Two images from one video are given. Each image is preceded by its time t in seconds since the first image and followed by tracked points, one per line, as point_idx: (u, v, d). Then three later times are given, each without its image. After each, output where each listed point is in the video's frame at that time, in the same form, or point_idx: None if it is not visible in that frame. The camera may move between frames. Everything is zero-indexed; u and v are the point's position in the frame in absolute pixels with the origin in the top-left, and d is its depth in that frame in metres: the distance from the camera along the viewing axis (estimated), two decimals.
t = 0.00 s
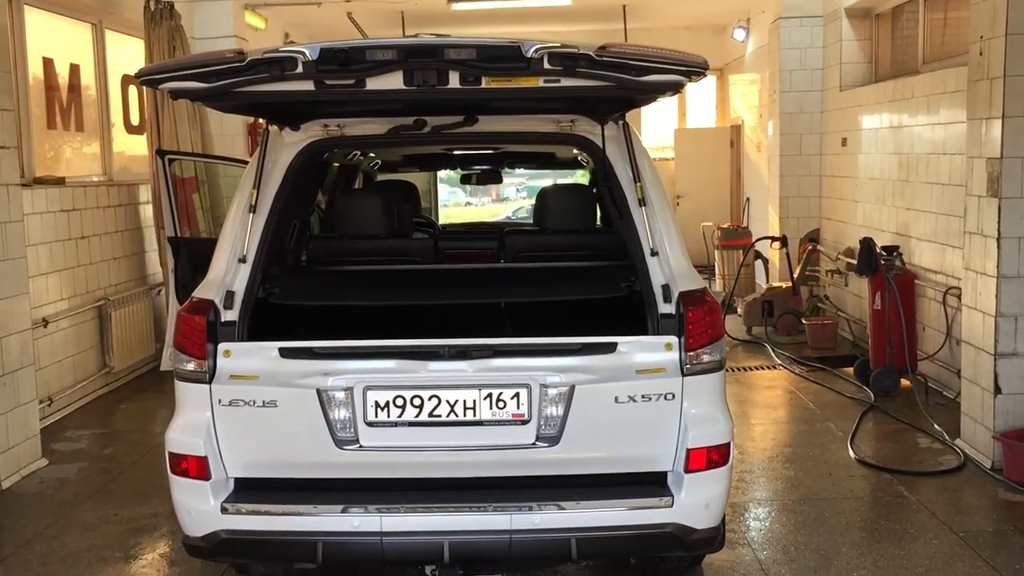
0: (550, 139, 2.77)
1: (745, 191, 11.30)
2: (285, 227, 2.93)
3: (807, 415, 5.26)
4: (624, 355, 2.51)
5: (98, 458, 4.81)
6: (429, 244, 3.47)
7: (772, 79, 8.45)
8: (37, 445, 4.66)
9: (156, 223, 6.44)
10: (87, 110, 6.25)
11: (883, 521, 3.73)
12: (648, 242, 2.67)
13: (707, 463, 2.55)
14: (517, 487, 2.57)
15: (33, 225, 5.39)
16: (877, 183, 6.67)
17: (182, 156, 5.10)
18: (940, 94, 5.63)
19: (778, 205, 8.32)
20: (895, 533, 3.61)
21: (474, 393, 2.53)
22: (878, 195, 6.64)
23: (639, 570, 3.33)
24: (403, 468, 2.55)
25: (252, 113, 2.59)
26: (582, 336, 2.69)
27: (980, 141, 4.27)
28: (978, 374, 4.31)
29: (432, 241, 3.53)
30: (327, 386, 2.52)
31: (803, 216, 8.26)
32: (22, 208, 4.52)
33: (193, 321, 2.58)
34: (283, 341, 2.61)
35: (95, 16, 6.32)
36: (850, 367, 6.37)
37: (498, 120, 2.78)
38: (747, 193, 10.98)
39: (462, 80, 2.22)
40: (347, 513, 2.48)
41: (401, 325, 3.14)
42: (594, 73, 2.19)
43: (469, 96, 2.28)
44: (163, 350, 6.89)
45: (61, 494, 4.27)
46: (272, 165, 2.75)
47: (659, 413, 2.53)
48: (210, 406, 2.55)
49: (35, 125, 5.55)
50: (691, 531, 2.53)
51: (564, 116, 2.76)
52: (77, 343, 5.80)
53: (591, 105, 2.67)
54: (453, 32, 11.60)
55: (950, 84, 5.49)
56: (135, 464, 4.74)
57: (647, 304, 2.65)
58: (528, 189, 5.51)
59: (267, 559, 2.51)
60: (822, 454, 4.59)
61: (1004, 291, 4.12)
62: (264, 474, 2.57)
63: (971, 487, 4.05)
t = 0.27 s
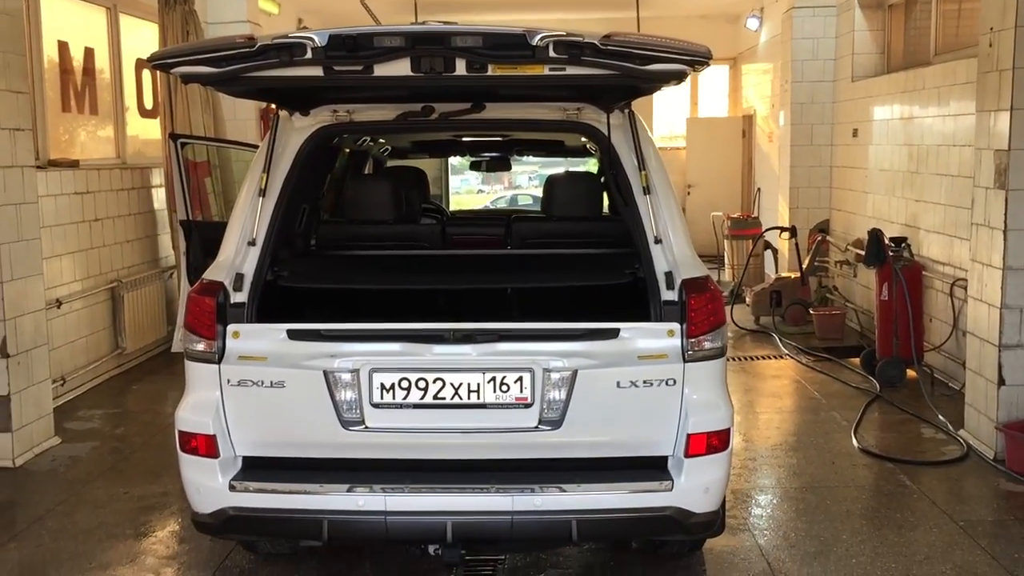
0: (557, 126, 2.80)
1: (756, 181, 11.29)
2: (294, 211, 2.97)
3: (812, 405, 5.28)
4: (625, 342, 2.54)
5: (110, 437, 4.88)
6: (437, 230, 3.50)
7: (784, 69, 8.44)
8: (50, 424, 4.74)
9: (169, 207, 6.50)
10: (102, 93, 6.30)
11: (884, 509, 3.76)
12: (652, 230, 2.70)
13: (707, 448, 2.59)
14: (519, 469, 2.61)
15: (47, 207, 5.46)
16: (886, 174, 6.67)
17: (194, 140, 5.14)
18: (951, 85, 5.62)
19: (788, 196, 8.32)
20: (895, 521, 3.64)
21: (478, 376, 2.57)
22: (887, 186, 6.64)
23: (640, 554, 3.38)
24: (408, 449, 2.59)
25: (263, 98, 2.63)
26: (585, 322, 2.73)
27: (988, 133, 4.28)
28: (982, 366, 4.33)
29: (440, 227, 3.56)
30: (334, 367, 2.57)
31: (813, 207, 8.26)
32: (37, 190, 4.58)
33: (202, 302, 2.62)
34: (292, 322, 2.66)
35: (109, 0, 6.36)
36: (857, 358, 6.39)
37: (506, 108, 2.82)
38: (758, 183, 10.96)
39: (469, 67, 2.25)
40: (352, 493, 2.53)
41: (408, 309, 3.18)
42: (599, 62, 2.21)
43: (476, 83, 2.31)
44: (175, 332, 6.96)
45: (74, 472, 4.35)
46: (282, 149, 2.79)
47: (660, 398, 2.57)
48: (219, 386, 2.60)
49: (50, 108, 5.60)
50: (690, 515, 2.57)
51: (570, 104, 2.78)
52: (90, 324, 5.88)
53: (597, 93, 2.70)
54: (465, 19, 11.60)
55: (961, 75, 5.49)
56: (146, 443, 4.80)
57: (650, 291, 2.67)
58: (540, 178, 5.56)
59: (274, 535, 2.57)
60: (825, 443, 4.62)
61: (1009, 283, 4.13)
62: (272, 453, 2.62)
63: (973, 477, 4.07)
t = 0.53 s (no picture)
0: (565, 119, 2.83)
1: (767, 175, 11.28)
2: (306, 202, 3.02)
3: (820, 398, 5.30)
4: (631, 333, 2.58)
5: (123, 424, 4.95)
6: (446, 222, 3.55)
7: (795, 64, 8.44)
8: (65, 411, 4.81)
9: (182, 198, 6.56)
10: (116, 85, 6.36)
11: (888, 502, 3.79)
12: (658, 223, 2.73)
13: (710, 438, 2.62)
14: (525, 458, 2.65)
15: (63, 197, 5.52)
16: (896, 169, 6.67)
17: (208, 131, 5.21)
18: (961, 80, 5.62)
19: (798, 190, 8.32)
20: (899, 514, 3.67)
21: (485, 366, 2.60)
22: (897, 181, 6.64)
23: (645, 543, 3.42)
24: (415, 436, 2.63)
25: (275, 90, 2.67)
26: (591, 313, 2.76)
27: (997, 128, 4.28)
28: (988, 360, 4.34)
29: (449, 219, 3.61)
30: (343, 356, 2.61)
31: (823, 201, 8.27)
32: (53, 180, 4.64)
33: (214, 291, 2.67)
34: (302, 311, 2.70)
35: None
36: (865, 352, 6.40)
37: (514, 101, 2.85)
38: (769, 178, 10.96)
39: (477, 61, 2.28)
40: (360, 479, 2.58)
41: (417, 300, 3.22)
42: (605, 56, 2.24)
43: (484, 76, 2.35)
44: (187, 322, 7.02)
45: (88, 458, 4.41)
46: (293, 140, 2.83)
47: (664, 389, 2.60)
48: (231, 372, 2.65)
49: (66, 99, 5.67)
50: (693, 504, 2.61)
51: (579, 98, 2.82)
52: (104, 313, 5.95)
53: (605, 87, 2.73)
54: (478, 12, 11.62)
55: (971, 71, 5.49)
56: (159, 431, 4.87)
57: (655, 283, 2.70)
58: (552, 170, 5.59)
59: (284, 520, 2.62)
60: (831, 436, 4.64)
61: (1016, 278, 4.14)
62: (282, 440, 2.67)
63: (978, 471, 4.09)
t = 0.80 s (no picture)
0: (565, 123, 2.87)
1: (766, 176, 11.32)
2: (309, 205, 3.06)
3: (819, 398, 5.34)
4: (631, 334, 2.62)
5: (127, 426, 4.98)
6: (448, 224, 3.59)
7: (793, 65, 8.47)
8: (70, 413, 4.84)
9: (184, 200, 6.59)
10: (119, 88, 6.39)
11: (887, 501, 3.82)
12: (658, 225, 2.76)
13: (710, 438, 2.66)
14: (528, 457, 2.69)
15: (66, 200, 5.56)
16: (894, 170, 6.71)
17: (212, 134, 5.30)
18: (958, 82, 5.66)
19: (797, 191, 8.35)
20: (897, 512, 3.70)
21: (487, 366, 2.64)
22: (895, 182, 6.68)
23: (646, 541, 3.45)
24: (419, 436, 2.67)
25: (280, 95, 2.71)
26: (592, 314, 2.80)
27: (994, 130, 4.32)
28: (986, 360, 4.38)
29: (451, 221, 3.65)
30: (348, 357, 2.65)
31: (822, 202, 8.31)
32: (57, 183, 4.68)
33: (221, 293, 2.71)
34: (307, 313, 2.74)
35: None
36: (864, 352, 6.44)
37: (516, 105, 2.89)
38: (768, 178, 11.00)
39: (480, 67, 2.32)
40: (365, 479, 2.61)
41: (420, 301, 3.25)
42: (605, 62, 2.28)
43: (487, 82, 2.38)
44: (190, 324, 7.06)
45: (93, 459, 4.45)
46: (298, 144, 2.87)
47: (665, 389, 2.64)
48: (237, 374, 2.69)
49: (69, 102, 5.70)
50: (694, 502, 2.64)
51: (579, 102, 2.85)
52: (107, 315, 5.98)
53: (605, 91, 2.76)
54: (477, 14, 11.66)
55: (968, 72, 5.52)
56: (163, 432, 4.90)
57: (655, 285, 2.73)
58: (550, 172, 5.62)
59: (290, 519, 2.66)
60: (830, 436, 4.68)
61: (1013, 278, 4.18)
62: (287, 440, 2.70)
63: (975, 470, 4.13)
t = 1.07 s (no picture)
0: (555, 126, 2.90)
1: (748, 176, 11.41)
2: (302, 209, 3.08)
3: (804, 395, 5.41)
4: (623, 333, 2.66)
5: (116, 431, 4.98)
6: (438, 227, 3.62)
7: (774, 65, 8.56)
8: (59, 419, 4.84)
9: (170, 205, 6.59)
10: (103, 94, 6.38)
11: (873, 495, 3.88)
12: (648, 226, 2.81)
13: (702, 434, 2.70)
14: (522, 456, 2.72)
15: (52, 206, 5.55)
16: (875, 169, 6.79)
17: (198, 141, 5.43)
18: (937, 81, 5.74)
19: (779, 191, 8.43)
20: (883, 506, 3.76)
21: (481, 367, 2.67)
22: (876, 181, 6.76)
23: (638, 538, 3.50)
24: (414, 436, 2.70)
25: (273, 101, 2.73)
26: (583, 314, 2.84)
27: (973, 128, 4.39)
28: (968, 355, 4.45)
29: (441, 224, 3.68)
30: (343, 359, 2.67)
31: (804, 201, 8.39)
32: (44, 190, 4.67)
33: (216, 298, 2.72)
34: (302, 316, 2.76)
35: (109, 2, 6.44)
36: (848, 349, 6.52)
37: (506, 108, 2.92)
38: (750, 178, 11.09)
39: (473, 72, 2.36)
40: (361, 480, 2.64)
41: (412, 302, 3.28)
42: (596, 66, 2.32)
43: (479, 86, 2.42)
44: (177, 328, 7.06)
45: (84, 465, 4.45)
46: (290, 149, 2.89)
47: (656, 387, 2.68)
48: (233, 377, 2.71)
49: (53, 108, 5.69)
50: (686, 498, 2.69)
51: (568, 105, 2.89)
52: (94, 320, 5.97)
53: (594, 94, 2.80)
54: (460, 17, 11.69)
55: (947, 72, 5.61)
56: (152, 437, 4.90)
57: (646, 285, 2.77)
58: (533, 173, 5.65)
59: (288, 521, 2.68)
60: (816, 432, 4.74)
61: (994, 274, 4.25)
62: (284, 442, 2.73)
63: (959, 463, 4.20)
